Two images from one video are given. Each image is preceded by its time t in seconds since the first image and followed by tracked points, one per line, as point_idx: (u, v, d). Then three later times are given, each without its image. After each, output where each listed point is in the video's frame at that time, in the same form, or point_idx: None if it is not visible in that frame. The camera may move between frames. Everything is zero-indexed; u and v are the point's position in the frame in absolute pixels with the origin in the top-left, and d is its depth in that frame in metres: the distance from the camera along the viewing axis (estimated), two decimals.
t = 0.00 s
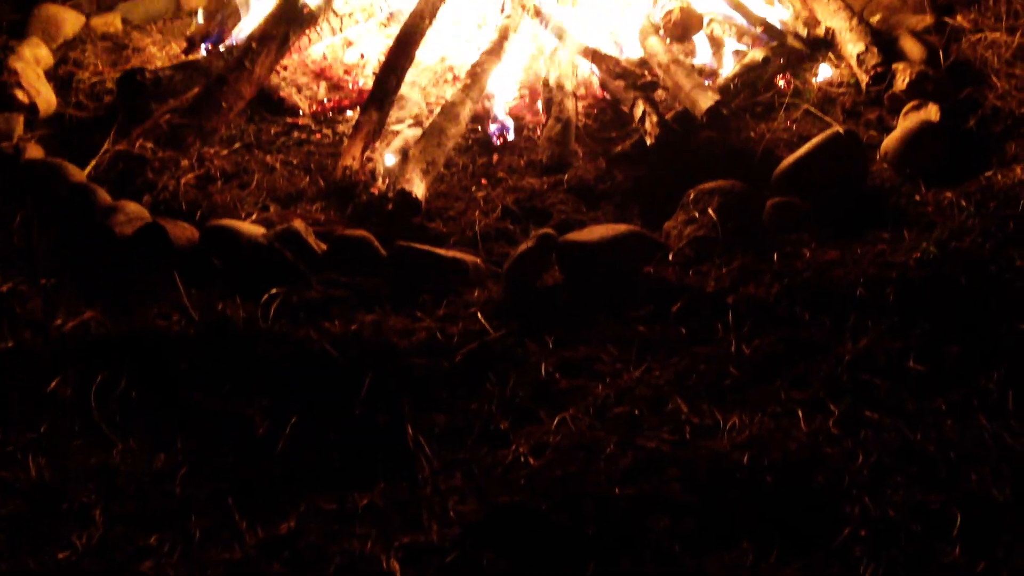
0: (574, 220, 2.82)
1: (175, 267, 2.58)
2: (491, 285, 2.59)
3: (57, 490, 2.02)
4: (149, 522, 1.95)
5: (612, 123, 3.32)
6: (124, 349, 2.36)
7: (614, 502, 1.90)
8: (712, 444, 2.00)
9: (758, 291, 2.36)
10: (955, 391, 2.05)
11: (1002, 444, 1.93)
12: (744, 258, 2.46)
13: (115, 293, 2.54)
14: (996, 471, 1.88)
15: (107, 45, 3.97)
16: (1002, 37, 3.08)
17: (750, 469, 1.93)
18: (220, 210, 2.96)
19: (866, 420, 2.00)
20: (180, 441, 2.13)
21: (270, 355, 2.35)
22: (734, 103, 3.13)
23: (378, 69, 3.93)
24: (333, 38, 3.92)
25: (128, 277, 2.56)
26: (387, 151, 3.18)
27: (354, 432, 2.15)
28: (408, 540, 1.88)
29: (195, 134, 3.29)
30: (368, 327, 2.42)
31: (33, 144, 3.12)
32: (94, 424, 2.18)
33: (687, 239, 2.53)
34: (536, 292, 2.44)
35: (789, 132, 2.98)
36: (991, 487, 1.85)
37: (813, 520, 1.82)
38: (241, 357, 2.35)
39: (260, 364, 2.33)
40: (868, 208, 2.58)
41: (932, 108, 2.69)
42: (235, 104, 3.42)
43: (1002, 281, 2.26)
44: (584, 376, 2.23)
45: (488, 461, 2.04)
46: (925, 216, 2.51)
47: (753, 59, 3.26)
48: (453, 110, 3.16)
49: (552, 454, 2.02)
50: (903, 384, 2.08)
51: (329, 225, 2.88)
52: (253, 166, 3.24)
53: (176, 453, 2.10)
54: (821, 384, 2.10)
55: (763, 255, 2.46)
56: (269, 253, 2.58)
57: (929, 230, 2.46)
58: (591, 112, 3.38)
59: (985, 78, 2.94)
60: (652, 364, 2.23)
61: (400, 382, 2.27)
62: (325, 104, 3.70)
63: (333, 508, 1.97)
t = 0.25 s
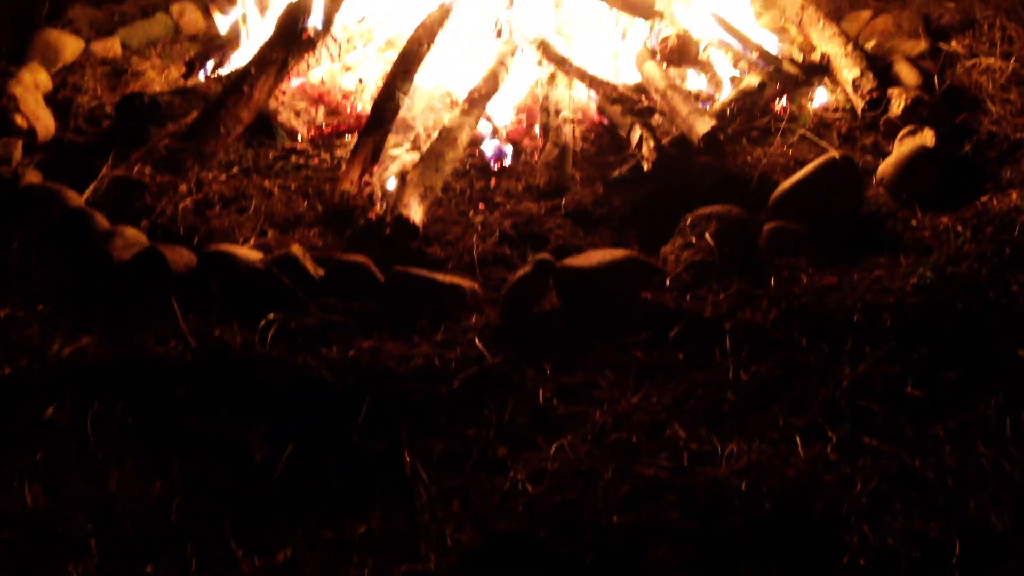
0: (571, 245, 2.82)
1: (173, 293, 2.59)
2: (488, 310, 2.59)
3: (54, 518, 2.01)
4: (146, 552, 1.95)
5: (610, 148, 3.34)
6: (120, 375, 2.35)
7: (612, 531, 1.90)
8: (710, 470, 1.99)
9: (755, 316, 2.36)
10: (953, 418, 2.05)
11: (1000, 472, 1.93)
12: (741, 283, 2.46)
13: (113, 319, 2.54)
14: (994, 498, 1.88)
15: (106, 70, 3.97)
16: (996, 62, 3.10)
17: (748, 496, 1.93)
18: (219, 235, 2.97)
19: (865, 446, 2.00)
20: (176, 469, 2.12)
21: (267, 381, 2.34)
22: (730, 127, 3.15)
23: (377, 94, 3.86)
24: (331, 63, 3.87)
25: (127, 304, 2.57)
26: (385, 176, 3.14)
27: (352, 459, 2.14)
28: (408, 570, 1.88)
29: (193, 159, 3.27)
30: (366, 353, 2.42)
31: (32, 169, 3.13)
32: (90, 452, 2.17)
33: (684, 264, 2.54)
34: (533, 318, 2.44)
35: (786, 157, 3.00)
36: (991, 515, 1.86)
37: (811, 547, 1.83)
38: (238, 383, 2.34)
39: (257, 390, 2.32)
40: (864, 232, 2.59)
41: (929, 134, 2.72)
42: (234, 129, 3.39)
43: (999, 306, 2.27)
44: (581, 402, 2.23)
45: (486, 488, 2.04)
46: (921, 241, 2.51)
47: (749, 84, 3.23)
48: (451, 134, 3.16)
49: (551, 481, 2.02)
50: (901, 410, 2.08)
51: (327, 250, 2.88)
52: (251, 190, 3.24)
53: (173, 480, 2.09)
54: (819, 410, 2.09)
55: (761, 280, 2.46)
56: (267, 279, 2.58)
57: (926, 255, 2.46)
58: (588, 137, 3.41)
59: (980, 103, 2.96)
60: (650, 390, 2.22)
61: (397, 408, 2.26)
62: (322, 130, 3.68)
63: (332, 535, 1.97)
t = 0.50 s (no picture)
0: (571, 275, 2.83)
1: (173, 325, 2.59)
2: (489, 340, 2.59)
3: (53, 552, 2.00)
4: None
5: (609, 176, 3.34)
6: (121, 407, 2.36)
7: (614, 563, 1.89)
8: (712, 502, 1.99)
9: (755, 345, 2.36)
10: (954, 448, 2.05)
11: (1004, 501, 1.92)
12: (741, 312, 2.46)
13: (114, 351, 2.54)
14: (998, 528, 1.87)
15: (108, 101, 4.00)
16: (993, 90, 3.12)
17: (751, 527, 1.92)
18: (219, 266, 2.97)
19: (867, 477, 2.00)
20: (177, 502, 2.12)
21: (268, 412, 2.34)
22: (729, 154, 3.17)
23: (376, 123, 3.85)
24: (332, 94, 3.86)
25: (128, 337, 2.57)
26: (385, 206, 3.17)
27: (353, 491, 2.14)
28: None
29: (195, 191, 3.27)
30: (367, 384, 2.42)
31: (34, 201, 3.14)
32: (90, 485, 2.16)
33: (684, 293, 2.54)
34: (533, 347, 2.46)
35: (784, 186, 3.01)
36: (994, 545, 1.84)
37: None
38: (239, 415, 2.34)
39: (258, 422, 2.32)
40: (863, 260, 2.59)
41: (925, 159, 2.71)
42: (235, 160, 3.39)
43: (999, 334, 2.27)
44: (583, 433, 2.22)
45: (488, 521, 2.03)
46: (920, 269, 2.52)
47: (746, 112, 3.23)
48: (451, 165, 3.19)
49: (552, 513, 2.01)
50: (903, 440, 2.08)
51: (327, 280, 2.89)
52: (252, 221, 3.24)
53: (173, 514, 2.09)
54: (820, 440, 2.09)
55: (761, 309, 2.46)
56: (268, 310, 2.59)
57: (925, 284, 2.47)
58: (587, 165, 3.41)
59: (977, 131, 2.97)
60: (652, 420, 2.22)
61: (398, 439, 2.26)
62: (324, 159, 3.66)
63: (331, 569, 1.96)
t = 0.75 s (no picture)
0: (572, 300, 2.84)
1: (174, 353, 2.59)
2: (490, 367, 2.60)
3: None
4: None
5: (609, 202, 3.36)
6: (122, 435, 2.36)
7: None
8: (714, 529, 1.98)
9: (756, 371, 2.36)
10: (956, 474, 2.05)
11: (1006, 528, 1.92)
12: (742, 337, 2.47)
13: (116, 378, 2.54)
14: (1001, 555, 1.86)
15: (111, 128, 4.01)
16: (991, 115, 3.14)
17: (753, 554, 1.91)
18: (221, 292, 2.98)
19: (869, 503, 2.00)
20: (177, 530, 2.11)
21: (269, 439, 2.34)
22: (729, 180, 3.16)
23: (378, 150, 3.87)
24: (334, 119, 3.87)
25: (130, 363, 2.57)
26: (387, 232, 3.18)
27: (354, 519, 2.13)
28: None
29: (198, 218, 3.29)
30: (368, 411, 2.41)
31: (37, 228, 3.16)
32: (91, 513, 2.16)
33: (685, 318, 2.54)
34: (535, 373, 2.46)
35: (784, 211, 3.02)
36: (997, 571, 1.83)
37: None
38: (240, 442, 2.34)
39: (259, 449, 2.32)
40: (862, 285, 2.59)
41: (925, 185, 2.74)
42: (236, 186, 3.38)
43: (999, 360, 2.27)
44: (584, 459, 2.22)
45: (489, 548, 2.02)
46: (920, 293, 2.52)
47: (747, 137, 3.25)
48: (452, 191, 3.20)
49: (554, 539, 2.01)
50: (904, 466, 2.07)
51: (329, 306, 2.90)
52: (254, 247, 3.25)
53: (174, 542, 2.08)
54: (822, 466, 2.09)
55: (761, 335, 2.47)
56: (268, 337, 2.58)
57: (925, 309, 2.47)
58: (588, 191, 3.42)
59: (976, 156, 2.99)
60: (653, 447, 2.22)
61: (399, 466, 2.25)
62: (325, 185, 3.67)
63: None
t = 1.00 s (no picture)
0: (574, 324, 2.84)
1: (176, 379, 2.58)
2: (492, 391, 2.59)
3: None
4: None
5: (610, 226, 3.36)
6: (123, 461, 2.36)
7: None
8: (717, 554, 1.98)
9: (758, 395, 2.35)
10: (960, 499, 2.04)
11: (1010, 553, 1.92)
12: (743, 362, 2.46)
13: (117, 404, 2.54)
14: None
15: (114, 154, 4.03)
16: (990, 139, 3.16)
17: None
18: (223, 317, 2.98)
19: (872, 528, 1.99)
20: (177, 557, 2.11)
21: (270, 465, 2.33)
22: (729, 205, 3.15)
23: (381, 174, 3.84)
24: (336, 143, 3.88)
25: (131, 389, 2.57)
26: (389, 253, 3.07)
27: (355, 545, 2.13)
28: None
29: (200, 241, 3.31)
30: (370, 436, 2.41)
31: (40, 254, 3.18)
32: (92, 540, 2.15)
33: (687, 342, 2.54)
34: (536, 399, 2.46)
35: (785, 234, 3.02)
36: None
37: None
38: (241, 468, 2.33)
39: (259, 474, 2.31)
40: (863, 309, 2.60)
41: (925, 210, 2.75)
42: (239, 212, 3.38)
43: (1001, 385, 2.27)
44: (587, 485, 2.21)
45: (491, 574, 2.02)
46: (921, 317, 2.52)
47: (746, 161, 3.18)
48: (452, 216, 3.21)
49: (556, 566, 2.00)
50: (907, 490, 2.07)
51: (330, 331, 2.90)
52: (256, 272, 3.25)
53: (174, 569, 2.08)
54: (824, 491, 2.08)
55: (763, 359, 2.46)
56: (270, 363, 2.58)
57: (927, 332, 2.47)
58: (590, 216, 3.42)
59: (976, 180, 3.01)
60: (655, 471, 2.21)
61: (400, 492, 2.24)
62: (327, 209, 3.68)
63: None
